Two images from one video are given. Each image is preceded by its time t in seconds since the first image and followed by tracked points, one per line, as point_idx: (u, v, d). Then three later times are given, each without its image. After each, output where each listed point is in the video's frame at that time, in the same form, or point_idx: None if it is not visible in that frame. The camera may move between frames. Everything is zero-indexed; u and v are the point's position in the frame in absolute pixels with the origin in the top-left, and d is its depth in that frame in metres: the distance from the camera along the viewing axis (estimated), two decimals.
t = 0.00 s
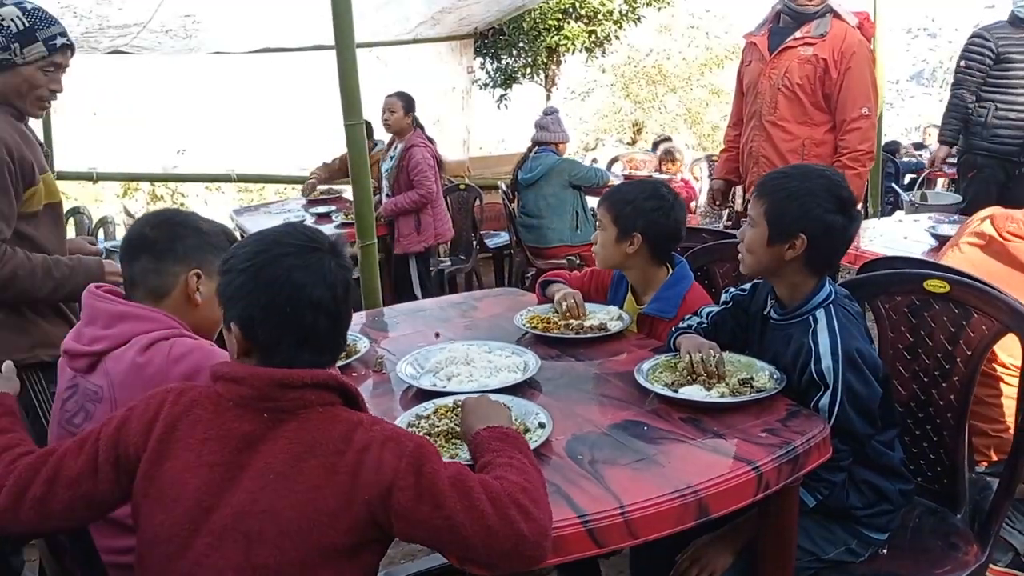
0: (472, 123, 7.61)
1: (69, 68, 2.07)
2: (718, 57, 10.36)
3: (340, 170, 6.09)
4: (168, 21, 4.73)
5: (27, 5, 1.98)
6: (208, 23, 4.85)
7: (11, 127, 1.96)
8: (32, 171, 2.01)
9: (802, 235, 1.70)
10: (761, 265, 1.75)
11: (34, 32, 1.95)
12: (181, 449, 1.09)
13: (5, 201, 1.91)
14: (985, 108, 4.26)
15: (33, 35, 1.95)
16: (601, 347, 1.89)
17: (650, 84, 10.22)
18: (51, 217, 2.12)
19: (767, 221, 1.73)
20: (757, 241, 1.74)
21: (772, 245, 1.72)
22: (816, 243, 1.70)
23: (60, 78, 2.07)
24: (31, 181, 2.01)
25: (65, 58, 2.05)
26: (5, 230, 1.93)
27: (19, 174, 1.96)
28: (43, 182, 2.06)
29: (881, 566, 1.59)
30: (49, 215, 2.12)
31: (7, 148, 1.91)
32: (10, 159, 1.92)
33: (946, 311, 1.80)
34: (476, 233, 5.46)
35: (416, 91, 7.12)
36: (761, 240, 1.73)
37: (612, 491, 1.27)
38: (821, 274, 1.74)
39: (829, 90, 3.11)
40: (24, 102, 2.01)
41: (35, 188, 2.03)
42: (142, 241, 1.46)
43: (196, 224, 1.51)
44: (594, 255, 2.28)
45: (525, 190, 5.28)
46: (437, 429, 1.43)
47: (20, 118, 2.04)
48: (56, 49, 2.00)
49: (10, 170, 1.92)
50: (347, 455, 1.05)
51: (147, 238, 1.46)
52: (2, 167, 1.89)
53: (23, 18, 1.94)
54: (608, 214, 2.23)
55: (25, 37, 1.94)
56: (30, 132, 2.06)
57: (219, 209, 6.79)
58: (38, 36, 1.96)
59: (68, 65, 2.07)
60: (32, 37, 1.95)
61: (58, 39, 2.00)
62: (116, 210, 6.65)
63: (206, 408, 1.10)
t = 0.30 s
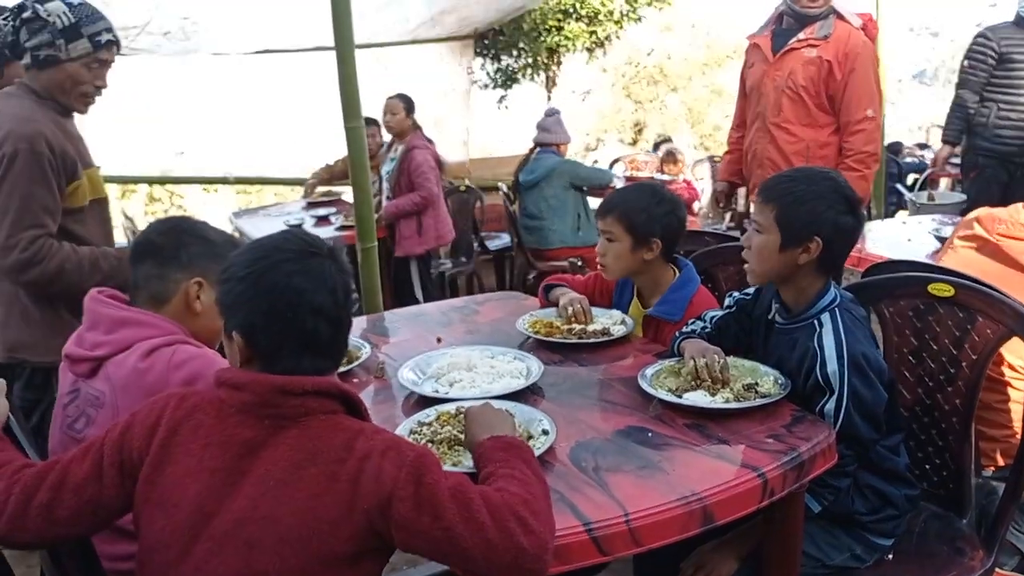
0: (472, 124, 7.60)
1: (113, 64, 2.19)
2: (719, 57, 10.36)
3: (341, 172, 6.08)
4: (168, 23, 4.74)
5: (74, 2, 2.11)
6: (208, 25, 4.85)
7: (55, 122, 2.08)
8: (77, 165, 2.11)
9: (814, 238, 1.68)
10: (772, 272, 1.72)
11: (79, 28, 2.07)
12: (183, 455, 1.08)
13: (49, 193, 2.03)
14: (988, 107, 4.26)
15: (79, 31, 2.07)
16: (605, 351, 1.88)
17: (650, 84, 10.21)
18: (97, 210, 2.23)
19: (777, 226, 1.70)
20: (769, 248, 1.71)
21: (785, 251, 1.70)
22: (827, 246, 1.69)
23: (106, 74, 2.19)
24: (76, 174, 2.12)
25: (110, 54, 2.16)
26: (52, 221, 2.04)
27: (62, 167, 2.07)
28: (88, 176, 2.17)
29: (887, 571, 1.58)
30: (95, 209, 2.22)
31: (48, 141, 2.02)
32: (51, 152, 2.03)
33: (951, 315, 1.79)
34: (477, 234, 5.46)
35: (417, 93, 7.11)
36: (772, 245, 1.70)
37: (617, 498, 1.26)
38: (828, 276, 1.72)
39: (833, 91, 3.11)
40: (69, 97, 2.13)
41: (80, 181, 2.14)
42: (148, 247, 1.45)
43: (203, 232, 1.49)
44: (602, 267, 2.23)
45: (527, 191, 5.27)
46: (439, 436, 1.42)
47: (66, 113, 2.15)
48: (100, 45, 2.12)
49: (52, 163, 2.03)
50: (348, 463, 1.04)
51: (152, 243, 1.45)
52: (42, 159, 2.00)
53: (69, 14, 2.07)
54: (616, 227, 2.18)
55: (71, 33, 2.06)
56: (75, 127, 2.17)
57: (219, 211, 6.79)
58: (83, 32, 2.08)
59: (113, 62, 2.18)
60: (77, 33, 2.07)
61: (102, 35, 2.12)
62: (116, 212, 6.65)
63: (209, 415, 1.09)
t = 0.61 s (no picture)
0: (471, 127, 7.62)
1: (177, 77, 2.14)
2: (716, 59, 10.39)
3: (339, 175, 6.10)
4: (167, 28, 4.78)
5: (139, 15, 2.05)
6: (207, 30, 4.87)
7: (110, 132, 2.07)
8: (129, 174, 2.10)
9: (817, 240, 1.70)
10: (772, 274, 1.73)
11: (138, 43, 2.02)
12: (190, 455, 1.10)
13: (94, 201, 2.02)
14: (983, 108, 4.28)
15: (138, 46, 2.02)
16: (602, 352, 1.89)
17: (648, 86, 10.24)
18: (156, 219, 2.21)
19: (779, 228, 1.71)
20: (770, 250, 1.71)
21: (786, 252, 1.70)
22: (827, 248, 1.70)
23: (171, 86, 2.15)
24: (128, 183, 2.11)
25: (173, 67, 2.11)
26: (98, 229, 2.04)
27: (112, 175, 2.06)
28: (145, 185, 2.16)
29: (882, 569, 1.60)
30: (155, 217, 2.21)
31: (95, 151, 2.01)
32: (99, 161, 2.02)
33: (945, 315, 1.80)
34: (476, 237, 5.47)
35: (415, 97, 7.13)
36: (774, 247, 1.71)
37: (614, 498, 1.27)
38: (824, 276, 1.74)
39: (830, 94, 3.12)
40: (132, 108, 2.11)
41: (134, 189, 2.12)
42: (163, 252, 1.47)
43: (218, 241, 1.52)
44: (609, 272, 2.21)
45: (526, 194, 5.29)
46: (438, 437, 1.43)
47: (131, 125, 2.14)
48: (159, 59, 2.06)
49: (100, 172, 2.02)
50: (350, 464, 1.05)
51: (167, 249, 1.47)
52: (89, 169, 2.00)
53: (130, 29, 2.01)
54: (625, 232, 2.16)
55: (132, 47, 2.02)
56: (141, 138, 2.16)
57: (218, 216, 6.80)
58: (143, 46, 2.03)
59: (175, 75, 2.12)
60: (137, 48, 2.02)
61: (161, 49, 2.05)
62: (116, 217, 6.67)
63: (216, 415, 1.11)
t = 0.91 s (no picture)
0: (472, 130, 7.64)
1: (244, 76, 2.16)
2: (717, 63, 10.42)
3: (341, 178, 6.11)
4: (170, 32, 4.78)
5: (212, 14, 2.08)
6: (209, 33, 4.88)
7: (175, 126, 2.16)
8: (185, 168, 2.19)
9: (821, 242, 1.70)
10: (775, 277, 1.73)
11: (205, 42, 2.06)
12: (198, 455, 1.10)
13: (147, 191, 2.12)
14: (982, 111, 4.30)
15: (204, 45, 2.06)
16: (604, 355, 1.90)
17: (649, 90, 10.27)
18: (213, 211, 2.30)
19: (782, 232, 1.71)
20: (773, 253, 1.72)
21: (789, 254, 1.71)
22: (831, 250, 1.71)
23: (238, 85, 2.19)
24: (184, 176, 2.20)
25: (238, 68, 2.14)
26: (147, 218, 2.13)
27: (168, 167, 2.15)
28: (203, 178, 2.25)
29: (884, 572, 1.60)
30: (213, 210, 2.30)
31: (151, 145, 2.10)
32: (155, 154, 2.12)
33: (946, 317, 1.81)
34: (477, 239, 5.47)
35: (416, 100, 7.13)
36: (778, 250, 1.72)
37: (617, 500, 1.28)
38: (827, 278, 1.74)
39: (833, 97, 3.13)
40: (199, 104, 2.18)
41: (191, 181, 2.22)
42: (171, 258, 1.48)
43: (227, 249, 1.53)
44: (620, 274, 2.20)
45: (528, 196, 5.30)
46: (441, 440, 1.44)
47: (201, 120, 2.23)
48: (224, 60, 2.09)
49: (155, 165, 2.12)
50: (357, 464, 1.06)
51: (177, 253, 1.48)
52: (145, 161, 2.10)
53: (199, 28, 2.05)
54: (636, 233, 2.15)
55: (199, 47, 2.06)
56: (208, 134, 2.25)
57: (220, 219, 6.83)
58: (209, 46, 2.06)
59: (241, 76, 2.15)
60: (203, 47, 2.06)
61: (226, 49, 2.07)
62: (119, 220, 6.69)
63: (224, 417, 1.11)
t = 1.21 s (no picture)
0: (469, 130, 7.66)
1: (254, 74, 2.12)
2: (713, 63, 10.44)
3: (338, 177, 6.13)
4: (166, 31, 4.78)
5: (221, 14, 2.04)
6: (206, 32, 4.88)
7: (189, 125, 2.15)
8: (200, 167, 2.18)
9: (810, 233, 1.72)
10: (767, 269, 1.75)
11: (213, 41, 2.02)
12: (191, 444, 1.12)
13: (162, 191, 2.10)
14: (974, 109, 4.32)
15: (211, 45, 2.02)
16: (598, 348, 1.91)
17: (646, 90, 10.31)
18: (231, 208, 2.30)
19: (772, 224, 1.73)
20: (764, 245, 1.74)
21: (780, 246, 1.72)
22: (821, 241, 1.73)
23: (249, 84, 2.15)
24: (200, 174, 2.19)
25: (247, 67, 2.10)
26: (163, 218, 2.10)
27: (183, 167, 2.14)
28: (220, 176, 2.26)
29: (875, 561, 1.61)
30: (231, 206, 2.31)
31: (166, 145, 2.09)
32: (169, 154, 2.11)
33: (936, 309, 1.82)
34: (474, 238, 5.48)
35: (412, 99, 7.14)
36: (769, 243, 1.73)
37: (609, 487, 1.29)
38: (817, 269, 1.76)
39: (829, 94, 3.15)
40: (211, 103, 2.16)
41: (208, 179, 2.22)
42: (167, 251, 1.48)
43: (222, 241, 1.53)
44: (618, 267, 2.21)
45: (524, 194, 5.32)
46: (435, 430, 1.45)
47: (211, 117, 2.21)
48: (230, 60, 2.04)
49: (169, 165, 2.11)
50: (350, 452, 1.07)
51: (170, 247, 1.48)
52: (159, 162, 2.08)
53: (207, 27, 2.01)
54: (632, 225, 2.16)
55: (207, 45, 2.03)
56: (221, 130, 2.24)
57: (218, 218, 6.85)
58: (216, 45, 2.02)
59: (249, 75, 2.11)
60: (211, 46, 2.02)
61: (233, 49, 2.03)
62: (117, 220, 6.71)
63: (216, 406, 1.12)
